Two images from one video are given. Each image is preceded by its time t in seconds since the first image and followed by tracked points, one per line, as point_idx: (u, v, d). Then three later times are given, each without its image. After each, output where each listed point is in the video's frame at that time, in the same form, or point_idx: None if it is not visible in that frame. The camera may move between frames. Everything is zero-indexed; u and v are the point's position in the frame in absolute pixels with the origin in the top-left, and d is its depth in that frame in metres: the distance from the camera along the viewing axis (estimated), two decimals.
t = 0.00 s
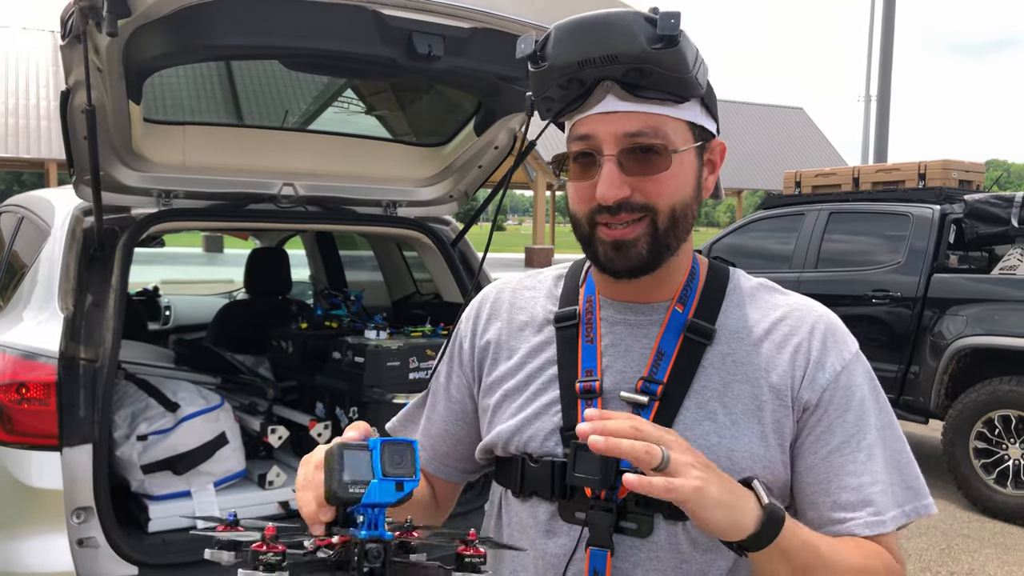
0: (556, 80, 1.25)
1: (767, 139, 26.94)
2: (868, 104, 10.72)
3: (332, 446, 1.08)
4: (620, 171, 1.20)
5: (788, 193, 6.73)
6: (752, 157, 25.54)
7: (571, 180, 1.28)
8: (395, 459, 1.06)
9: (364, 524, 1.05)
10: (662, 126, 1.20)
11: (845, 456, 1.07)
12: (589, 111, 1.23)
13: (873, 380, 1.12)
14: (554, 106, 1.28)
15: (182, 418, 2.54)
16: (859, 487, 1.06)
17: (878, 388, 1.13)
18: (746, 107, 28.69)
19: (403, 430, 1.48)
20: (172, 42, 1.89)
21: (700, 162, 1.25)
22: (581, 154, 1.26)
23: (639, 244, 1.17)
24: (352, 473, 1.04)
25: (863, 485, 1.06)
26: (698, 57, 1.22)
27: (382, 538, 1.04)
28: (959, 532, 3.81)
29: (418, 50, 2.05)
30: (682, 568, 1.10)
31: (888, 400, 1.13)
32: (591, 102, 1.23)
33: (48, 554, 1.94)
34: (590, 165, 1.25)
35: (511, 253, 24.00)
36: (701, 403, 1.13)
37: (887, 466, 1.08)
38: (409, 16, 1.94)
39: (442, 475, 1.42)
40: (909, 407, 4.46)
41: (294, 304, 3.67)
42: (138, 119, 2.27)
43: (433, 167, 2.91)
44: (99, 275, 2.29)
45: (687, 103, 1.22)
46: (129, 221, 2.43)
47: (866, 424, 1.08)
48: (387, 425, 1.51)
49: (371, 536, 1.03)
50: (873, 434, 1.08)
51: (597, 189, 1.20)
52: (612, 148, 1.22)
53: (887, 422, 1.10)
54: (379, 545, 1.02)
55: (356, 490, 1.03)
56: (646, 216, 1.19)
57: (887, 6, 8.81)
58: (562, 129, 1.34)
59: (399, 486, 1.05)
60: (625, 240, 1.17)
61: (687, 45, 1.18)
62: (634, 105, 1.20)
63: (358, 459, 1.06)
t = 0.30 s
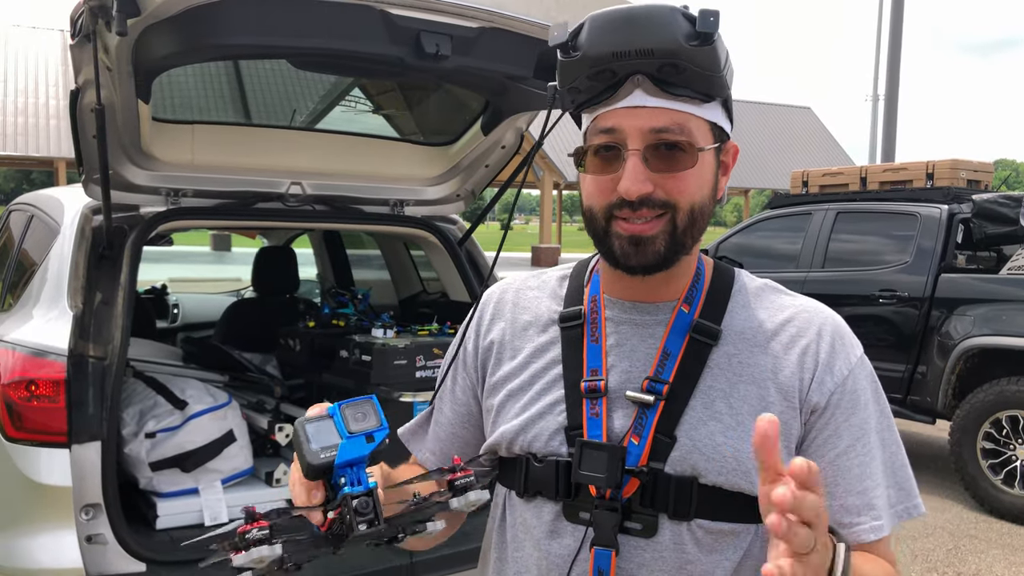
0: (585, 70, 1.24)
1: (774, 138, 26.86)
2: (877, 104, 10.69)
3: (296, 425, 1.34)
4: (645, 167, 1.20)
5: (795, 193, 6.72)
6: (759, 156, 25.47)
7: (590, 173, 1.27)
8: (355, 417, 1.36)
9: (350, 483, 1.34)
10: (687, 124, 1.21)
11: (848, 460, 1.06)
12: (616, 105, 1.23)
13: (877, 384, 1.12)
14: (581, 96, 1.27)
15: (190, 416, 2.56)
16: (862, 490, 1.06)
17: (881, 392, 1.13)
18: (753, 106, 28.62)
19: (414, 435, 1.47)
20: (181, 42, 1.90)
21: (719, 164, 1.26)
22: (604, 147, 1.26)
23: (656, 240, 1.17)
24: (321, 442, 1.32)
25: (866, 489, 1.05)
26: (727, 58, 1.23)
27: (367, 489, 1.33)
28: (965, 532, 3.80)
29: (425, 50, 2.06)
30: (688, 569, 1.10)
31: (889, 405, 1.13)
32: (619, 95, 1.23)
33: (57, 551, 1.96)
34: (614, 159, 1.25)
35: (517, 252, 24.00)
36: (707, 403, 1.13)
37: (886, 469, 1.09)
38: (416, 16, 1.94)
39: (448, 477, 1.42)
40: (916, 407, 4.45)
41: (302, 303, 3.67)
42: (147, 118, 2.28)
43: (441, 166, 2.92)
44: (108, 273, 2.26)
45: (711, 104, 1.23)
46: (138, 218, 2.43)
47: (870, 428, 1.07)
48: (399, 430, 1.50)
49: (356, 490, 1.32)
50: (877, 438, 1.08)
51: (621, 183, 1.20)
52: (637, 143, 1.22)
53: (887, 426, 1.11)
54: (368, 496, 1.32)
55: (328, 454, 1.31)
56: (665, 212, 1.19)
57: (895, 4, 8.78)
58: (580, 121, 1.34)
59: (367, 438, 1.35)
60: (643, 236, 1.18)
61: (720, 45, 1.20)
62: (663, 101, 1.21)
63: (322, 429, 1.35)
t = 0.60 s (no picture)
0: (609, 64, 1.22)
1: (776, 137, 26.82)
2: (879, 103, 10.69)
3: (256, 453, 1.23)
4: (656, 168, 1.20)
5: (797, 192, 6.71)
6: (761, 154, 25.44)
7: (598, 168, 1.26)
8: (317, 444, 1.26)
9: (308, 513, 1.25)
10: (703, 130, 1.21)
11: (848, 465, 1.08)
12: (636, 102, 1.22)
13: (874, 388, 1.13)
14: (599, 90, 1.25)
15: (191, 415, 2.57)
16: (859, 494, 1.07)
17: (877, 396, 1.14)
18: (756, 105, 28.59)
19: (412, 442, 1.46)
20: (182, 42, 1.90)
21: (728, 175, 1.26)
22: (617, 144, 1.25)
23: (659, 241, 1.18)
24: (281, 471, 1.24)
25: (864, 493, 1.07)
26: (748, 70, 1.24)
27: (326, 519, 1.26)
28: (968, 533, 3.80)
29: (427, 49, 2.05)
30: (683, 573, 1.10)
31: (885, 409, 1.14)
32: (639, 93, 1.22)
33: (59, 550, 1.96)
34: (626, 157, 1.24)
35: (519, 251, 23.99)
36: (703, 408, 1.12)
37: (883, 474, 1.10)
38: (417, 16, 1.94)
39: (446, 481, 1.42)
40: (919, 407, 4.45)
41: (303, 302, 3.67)
42: (149, 117, 2.28)
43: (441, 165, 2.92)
44: (109, 271, 2.27)
45: (727, 114, 1.24)
46: (139, 218, 2.44)
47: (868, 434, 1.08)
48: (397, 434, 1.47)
49: (314, 520, 1.25)
50: (874, 443, 1.09)
51: (631, 182, 1.19)
52: (652, 143, 1.21)
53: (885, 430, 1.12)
54: (326, 526, 1.25)
55: (287, 483, 1.23)
56: (671, 216, 1.19)
57: (897, 2, 8.77)
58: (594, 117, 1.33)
59: (328, 466, 1.26)
60: (646, 237, 1.18)
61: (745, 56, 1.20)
62: (681, 105, 1.20)
63: (282, 457, 1.25)
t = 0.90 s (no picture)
0: (620, 63, 1.22)
1: (775, 140, 26.85)
2: (878, 105, 10.71)
3: (214, 469, 1.25)
4: (664, 169, 1.19)
5: (796, 195, 6.72)
6: (760, 157, 25.47)
7: (603, 170, 1.25)
8: (272, 453, 1.28)
9: (267, 521, 1.25)
10: (709, 132, 1.22)
11: (849, 475, 1.07)
12: (645, 104, 1.22)
13: (874, 399, 1.13)
14: (607, 91, 1.24)
15: (191, 422, 2.58)
16: (859, 505, 1.07)
17: (878, 407, 1.14)
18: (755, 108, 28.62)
19: (416, 450, 1.46)
20: (180, 49, 1.90)
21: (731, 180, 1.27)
22: (623, 146, 1.24)
23: (666, 246, 1.17)
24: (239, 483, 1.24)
25: (864, 504, 1.07)
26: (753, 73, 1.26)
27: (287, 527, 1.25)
28: (968, 535, 3.79)
29: (424, 56, 2.04)
30: None
31: (885, 419, 1.14)
32: (647, 95, 1.22)
33: (58, 557, 1.96)
34: (633, 159, 1.23)
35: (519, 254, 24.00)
36: (700, 416, 1.13)
37: (883, 485, 1.10)
38: (414, 22, 1.94)
39: (446, 489, 1.42)
40: (918, 410, 4.45)
41: (302, 307, 3.67)
42: (147, 123, 2.28)
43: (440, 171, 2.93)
44: (108, 279, 2.28)
45: (731, 117, 1.25)
46: (138, 224, 2.44)
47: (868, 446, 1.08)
48: (403, 443, 1.48)
49: (273, 528, 1.24)
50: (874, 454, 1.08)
51: (640, 182, 1.18)
52: (660, 145, 1.21)
53: (886, 440, 1.12)
54: (284, 533, 1.23)
55: (245, 494, 1.23)
56: (677, 219, 1.19)
57: (896, 4, 8.80)
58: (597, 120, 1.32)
59: (285, 475, 1.27)
60: (654, 240, 1.17)
61: (752, 59, 1.23)
62: (690, 106, 1.21)
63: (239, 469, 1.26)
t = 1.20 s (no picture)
0: (609, 65, 1.22)
1: (770, 141, 26.91)
2: (872, 105, 10.76)
3: (212, 491, 1.23)
4: (660, 169, 1.20)
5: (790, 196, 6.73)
6: (755, 158, 25.52)
7: (597, 171, 1.25)
8: (270, 476, 1.23)
9: (264, 545, 1.20)
10: (702, 129, 1.22)
11: (849, 480, 1.09)
12: (636, 103, 1.22)
13: (872, 403, 1.14)
14: (598, 94, 1.25)
15: (186, 427, 2.55)
16: (859, 509, 1.08)
17: (875, 411, 1.15)
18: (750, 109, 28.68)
19: (416, 456, 1.46)
20: (173, 54, 1.90)
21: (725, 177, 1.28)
22: (617, 147, 1.24)
23: (665, 246, 1.18)
24: (235, 505, 1.21)
25: (865, 509, 1.08)
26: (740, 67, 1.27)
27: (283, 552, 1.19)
28: (966, 535, 3.80)
29: (418, 60, 2.04)
30: None
31: (882, 423, 1.15)
32: (638, 94, 1.22)
33: (54, 564, 1.95)
34: (627, 160, 1.23)
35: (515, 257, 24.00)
36: (700, 420, 1.12)
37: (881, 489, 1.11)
38: (408, 26, 1.94)
39: (444, 494, 1.43)
40: (915, 409, 4.45)
41: (298, 310, 3.67)
42: (140, 128, 2.27)
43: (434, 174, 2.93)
44: (103, 285, 2.26)
45: (721, 112, 1.26)
46: (132, 229, 2.44)
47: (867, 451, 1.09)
48: (403, 449, 1.47)
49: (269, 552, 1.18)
50: (873, 458, 1.10)
51: (636, 182, 1.19)
52: (654, 144, 1.22)
53: (883, 444, 1.13)
54: (280, 558, 1.18)
55: (241, 518, 1.20)
56: (675, 218, 1.19)
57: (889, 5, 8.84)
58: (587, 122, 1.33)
59: (283, 498, 1.23)
60: (652, 241, 1.17)
61: (742, 53, 1.23)
62: (681, 104, 1.22)
63: (236, 492, 1.23)
